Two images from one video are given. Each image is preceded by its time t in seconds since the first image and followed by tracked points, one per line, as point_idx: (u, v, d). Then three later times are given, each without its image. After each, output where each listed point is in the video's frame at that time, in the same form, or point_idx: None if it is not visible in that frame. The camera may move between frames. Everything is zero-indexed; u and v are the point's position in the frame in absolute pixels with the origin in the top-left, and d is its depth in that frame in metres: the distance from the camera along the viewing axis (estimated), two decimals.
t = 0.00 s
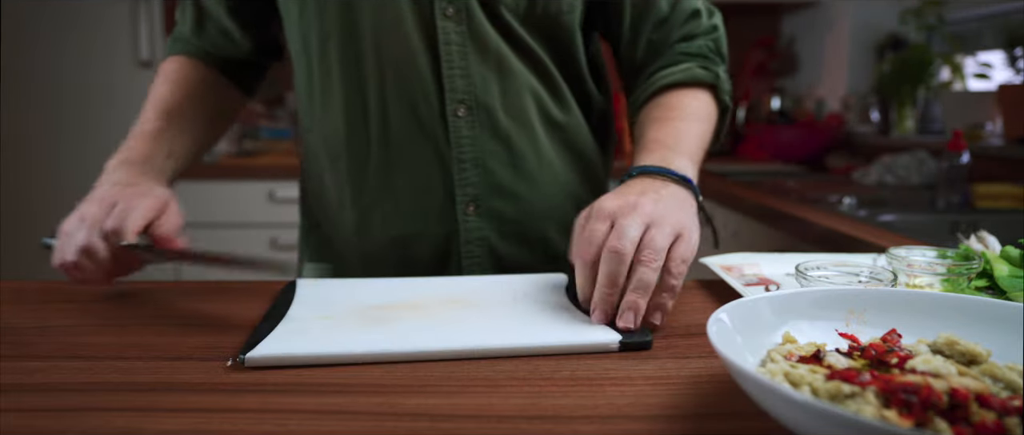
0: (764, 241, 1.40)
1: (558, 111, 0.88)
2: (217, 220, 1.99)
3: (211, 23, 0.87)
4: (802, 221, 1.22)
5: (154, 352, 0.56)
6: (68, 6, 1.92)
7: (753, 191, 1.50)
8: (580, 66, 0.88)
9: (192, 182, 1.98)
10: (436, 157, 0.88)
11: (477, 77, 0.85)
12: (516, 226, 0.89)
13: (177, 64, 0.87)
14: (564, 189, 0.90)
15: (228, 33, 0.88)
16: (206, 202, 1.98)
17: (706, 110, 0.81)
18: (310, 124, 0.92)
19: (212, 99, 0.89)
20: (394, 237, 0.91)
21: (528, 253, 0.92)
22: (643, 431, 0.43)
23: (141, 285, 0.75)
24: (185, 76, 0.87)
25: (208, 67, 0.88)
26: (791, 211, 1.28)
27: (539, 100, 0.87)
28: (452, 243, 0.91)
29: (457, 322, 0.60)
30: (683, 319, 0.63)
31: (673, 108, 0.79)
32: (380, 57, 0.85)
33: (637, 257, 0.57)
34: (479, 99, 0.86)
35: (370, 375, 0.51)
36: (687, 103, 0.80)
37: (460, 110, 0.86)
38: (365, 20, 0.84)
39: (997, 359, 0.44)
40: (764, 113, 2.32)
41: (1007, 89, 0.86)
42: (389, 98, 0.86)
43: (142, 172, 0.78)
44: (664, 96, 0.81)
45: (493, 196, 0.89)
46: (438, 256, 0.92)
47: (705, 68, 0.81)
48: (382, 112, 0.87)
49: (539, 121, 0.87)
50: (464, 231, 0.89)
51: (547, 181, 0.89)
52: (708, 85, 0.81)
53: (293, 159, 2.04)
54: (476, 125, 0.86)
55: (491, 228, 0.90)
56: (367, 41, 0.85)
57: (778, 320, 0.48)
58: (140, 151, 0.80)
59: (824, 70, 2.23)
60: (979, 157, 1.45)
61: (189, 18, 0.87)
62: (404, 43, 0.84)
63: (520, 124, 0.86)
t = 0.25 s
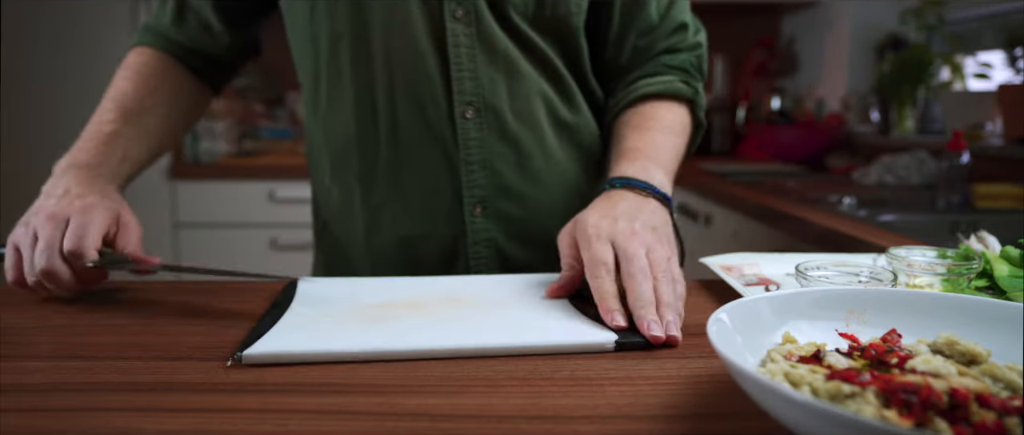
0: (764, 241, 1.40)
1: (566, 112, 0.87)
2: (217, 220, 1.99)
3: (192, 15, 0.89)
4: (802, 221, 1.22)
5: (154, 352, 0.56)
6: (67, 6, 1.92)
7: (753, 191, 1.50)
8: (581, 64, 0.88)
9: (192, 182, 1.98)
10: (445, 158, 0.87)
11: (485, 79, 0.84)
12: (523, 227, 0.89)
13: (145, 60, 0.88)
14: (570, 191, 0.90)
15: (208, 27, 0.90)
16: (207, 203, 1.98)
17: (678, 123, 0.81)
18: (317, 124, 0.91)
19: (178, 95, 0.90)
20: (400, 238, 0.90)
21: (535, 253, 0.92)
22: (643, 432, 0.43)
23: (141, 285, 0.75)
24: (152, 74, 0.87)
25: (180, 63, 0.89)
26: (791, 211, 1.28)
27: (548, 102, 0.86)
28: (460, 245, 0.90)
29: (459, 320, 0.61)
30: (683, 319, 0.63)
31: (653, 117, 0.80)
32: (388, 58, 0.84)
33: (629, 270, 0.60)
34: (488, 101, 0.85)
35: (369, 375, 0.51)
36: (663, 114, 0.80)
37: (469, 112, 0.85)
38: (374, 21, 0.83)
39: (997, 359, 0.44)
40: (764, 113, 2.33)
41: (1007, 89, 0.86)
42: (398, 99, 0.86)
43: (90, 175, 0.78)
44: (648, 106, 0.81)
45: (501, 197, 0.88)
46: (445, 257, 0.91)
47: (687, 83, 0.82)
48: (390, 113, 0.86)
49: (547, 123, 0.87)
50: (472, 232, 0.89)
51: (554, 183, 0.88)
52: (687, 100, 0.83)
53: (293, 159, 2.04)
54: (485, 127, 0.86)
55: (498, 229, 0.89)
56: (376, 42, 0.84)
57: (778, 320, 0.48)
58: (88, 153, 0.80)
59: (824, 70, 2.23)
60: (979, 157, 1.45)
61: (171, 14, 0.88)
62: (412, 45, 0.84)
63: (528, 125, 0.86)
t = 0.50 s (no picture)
0: (764, 241, 1.40)
1: (563, 117, 0.87)
2: (218, 221, 1.99)
3: (183, 18, 0.88)
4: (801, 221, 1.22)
5: (154, 352, 0.56)
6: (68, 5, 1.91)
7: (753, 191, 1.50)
8: (580, 64, 0.87)
9: (192, 182, 1.98)
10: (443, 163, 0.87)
11: (483, 85, 0.84)
12: (522, 230, 0.90)
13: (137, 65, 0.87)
14: (568, 194, 0.90)
15: (198, 29, 0.89)
16: (207, 203, 1.98)
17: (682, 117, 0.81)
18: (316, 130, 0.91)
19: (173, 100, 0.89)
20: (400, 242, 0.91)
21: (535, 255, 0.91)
22: (643, 432, 0.43)
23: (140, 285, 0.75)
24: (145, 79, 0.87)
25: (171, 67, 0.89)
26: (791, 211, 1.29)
27: (546, 107, 0.86)
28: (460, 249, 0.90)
29: (450, 318, 0.62)
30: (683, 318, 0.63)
31: (656, 114, 0.80)
32: (386, 64, 0.84)
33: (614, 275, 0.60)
34: (486, 107, 0.85)
35: (370, 374, 0.51)
36: (666, 110, 0.80)
37: (467, 118, 0.85)
38: (371, 28, 0.83)
39: (997, 359, 0.44)
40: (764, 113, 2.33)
41: (1007, 89, 0.86)
42: (396, 106, 0.86)
43: (87, 178, 0.77)
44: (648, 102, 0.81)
45: (500, 201, 0.88)
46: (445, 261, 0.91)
47: (688, 78, 0.82)
48: (388, 119, 0.86)
49: (546, 128, 0.87)
50: (472, 236, 0.89)
51: (553, 186, 0.89)
52: (688, 95, 0.83)
53: (293, 159, 2.04)
54: (483, 133, 0.86)
55: (497, 232, 0.89)
56: (373, 49, 0.84)
57: (778, 320, 0.48)
58: (85, 155, 0.78)
59: (824, 70, 2.23)
60: (979, 157, 1.45)
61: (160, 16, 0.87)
62: (410, 52, 0.84)
63: (527, 131, 0.86)
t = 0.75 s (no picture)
0: (764, 241, 1.40)
1: (581, 121, 0.89)
2: (217, 221, 1.99)
3: (204, 15, 0.89)
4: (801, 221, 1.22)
5: (154, 352, 0.56)
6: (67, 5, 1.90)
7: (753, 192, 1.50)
8: (593, 71, 0.89)
9: (192, 182, 1.98)
10: (462, 163, 0.87)
11: (503, 87, 0.85)
12: (539, 232, 0.89)
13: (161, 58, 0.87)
14: (584, 196, 0.90)
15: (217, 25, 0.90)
16: (206, 203, 1.98)
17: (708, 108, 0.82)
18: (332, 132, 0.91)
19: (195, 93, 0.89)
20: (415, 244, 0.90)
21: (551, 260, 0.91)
22: (643, 431, 0.43)
23: (141, 285, 0.75)
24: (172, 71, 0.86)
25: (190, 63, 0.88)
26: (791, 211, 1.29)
27: (563, 109, 0.87)
28: (476, 252, 0.90)
29: (453, 315, 0.62)
30: (683, 319, 0.63)
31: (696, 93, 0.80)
32: (406, 65, 0.85)
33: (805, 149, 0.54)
34: (506, 108, 0.86)
35: (370, 374, 0.51)
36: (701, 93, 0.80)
37: (487, 119, 0.86)
38: (394, 30, 0.85)
39: (997, 358, 0.44)
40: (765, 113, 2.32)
41: (1007, 89, 0.86)
42: (415, 106, 0.86)
43: (110, 168, 0.75)
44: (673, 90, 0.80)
45: (518, 203, 0.88)
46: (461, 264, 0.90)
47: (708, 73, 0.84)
48: (407, 120, 0.87)
49: (563, 130, 0.88)
50: (490, 237, 0.88)
51: (570, 187, 0.89)
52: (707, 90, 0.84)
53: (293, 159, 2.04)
54: (502, 134, 0.86)
55: (515, 235, 0.89)
56: (395, 50, 0.85)
57: (778, 319, 0.48)
58: (106, 145, 0.77)
59: (825, 71, 2.23)
60: (979, 157, 1.44)
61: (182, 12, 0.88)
62: (431, 53, 0.85)
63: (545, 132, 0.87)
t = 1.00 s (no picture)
0: (764, 241, 1.40)
1: (632, 121, 0.91)
2: (218, 221, 1.99)
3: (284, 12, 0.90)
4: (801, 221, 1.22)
5: (154, 352, 0.56)
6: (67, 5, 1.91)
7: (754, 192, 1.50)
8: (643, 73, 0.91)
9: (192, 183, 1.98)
10: (518, 159, 0.89)
11: (560, 86, 0.86)
12: (590, 229, 0.91)
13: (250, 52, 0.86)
14: (632, 194, 0.91)
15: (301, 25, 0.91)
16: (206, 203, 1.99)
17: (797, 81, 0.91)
18: (389, 126, 0.92)
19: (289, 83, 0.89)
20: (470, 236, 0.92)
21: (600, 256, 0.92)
22: (643, 432, 0.43)
23: (143, 285, 0.75)
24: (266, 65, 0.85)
25: (279, 51, 0.89)
26: (792, 211, 1.28)
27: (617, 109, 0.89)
28: (528, 248, 0.91)
29: (454, 315, 0.62)
30: (684, 319, 0.63)
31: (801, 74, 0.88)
32: (468, 66, 0.87)
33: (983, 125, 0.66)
34: (562, 107, 0.87)
35: (370, 374, 0.51)
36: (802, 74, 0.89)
37: (544, 116, 0.87)
38: (457, 29, 0.86)
39: (997, 358, 0.44)
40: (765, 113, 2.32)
41: (1007, 89, 0.86)
42: (474, 103, 0.88)
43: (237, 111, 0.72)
44: (774, 81, 0.88)
45: (570, 200, 0.90)
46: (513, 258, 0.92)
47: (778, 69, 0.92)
48: (467, 115, 0.89)
49: (617, 128, 0.89)
50: (542, 232, 0.90)
51: (622, 189, 0.90)
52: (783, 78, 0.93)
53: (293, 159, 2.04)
54: (558, 131, 0.88)
55: (566, 229, 0.91)
56: (457, 48, 0.87)
57: (778, 319, 0.48)
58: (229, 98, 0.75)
59: (825, 71, 2.23)
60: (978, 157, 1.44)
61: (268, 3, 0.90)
62: (492, 52, 0.86)
63: (599, 130, 0.88)
